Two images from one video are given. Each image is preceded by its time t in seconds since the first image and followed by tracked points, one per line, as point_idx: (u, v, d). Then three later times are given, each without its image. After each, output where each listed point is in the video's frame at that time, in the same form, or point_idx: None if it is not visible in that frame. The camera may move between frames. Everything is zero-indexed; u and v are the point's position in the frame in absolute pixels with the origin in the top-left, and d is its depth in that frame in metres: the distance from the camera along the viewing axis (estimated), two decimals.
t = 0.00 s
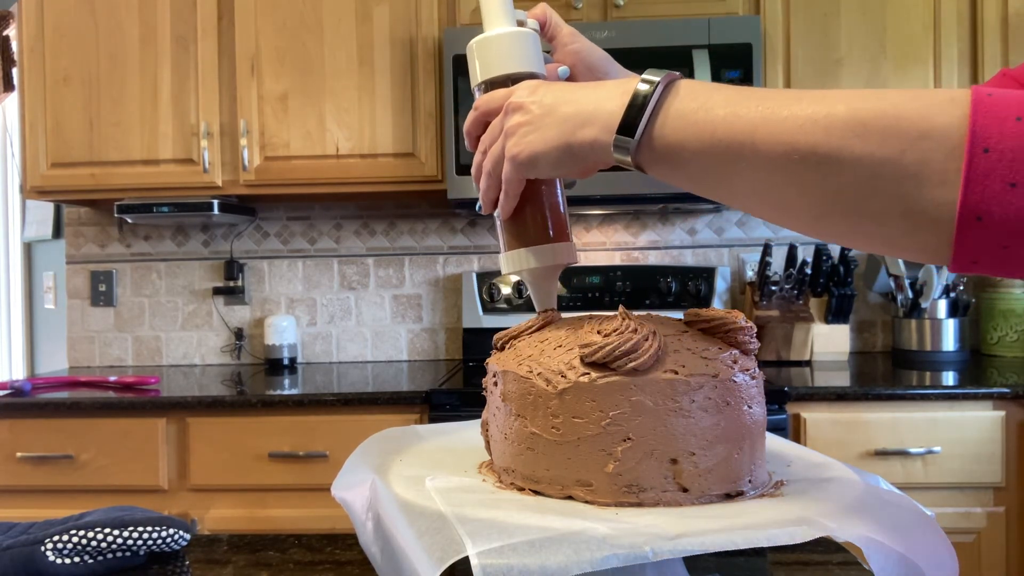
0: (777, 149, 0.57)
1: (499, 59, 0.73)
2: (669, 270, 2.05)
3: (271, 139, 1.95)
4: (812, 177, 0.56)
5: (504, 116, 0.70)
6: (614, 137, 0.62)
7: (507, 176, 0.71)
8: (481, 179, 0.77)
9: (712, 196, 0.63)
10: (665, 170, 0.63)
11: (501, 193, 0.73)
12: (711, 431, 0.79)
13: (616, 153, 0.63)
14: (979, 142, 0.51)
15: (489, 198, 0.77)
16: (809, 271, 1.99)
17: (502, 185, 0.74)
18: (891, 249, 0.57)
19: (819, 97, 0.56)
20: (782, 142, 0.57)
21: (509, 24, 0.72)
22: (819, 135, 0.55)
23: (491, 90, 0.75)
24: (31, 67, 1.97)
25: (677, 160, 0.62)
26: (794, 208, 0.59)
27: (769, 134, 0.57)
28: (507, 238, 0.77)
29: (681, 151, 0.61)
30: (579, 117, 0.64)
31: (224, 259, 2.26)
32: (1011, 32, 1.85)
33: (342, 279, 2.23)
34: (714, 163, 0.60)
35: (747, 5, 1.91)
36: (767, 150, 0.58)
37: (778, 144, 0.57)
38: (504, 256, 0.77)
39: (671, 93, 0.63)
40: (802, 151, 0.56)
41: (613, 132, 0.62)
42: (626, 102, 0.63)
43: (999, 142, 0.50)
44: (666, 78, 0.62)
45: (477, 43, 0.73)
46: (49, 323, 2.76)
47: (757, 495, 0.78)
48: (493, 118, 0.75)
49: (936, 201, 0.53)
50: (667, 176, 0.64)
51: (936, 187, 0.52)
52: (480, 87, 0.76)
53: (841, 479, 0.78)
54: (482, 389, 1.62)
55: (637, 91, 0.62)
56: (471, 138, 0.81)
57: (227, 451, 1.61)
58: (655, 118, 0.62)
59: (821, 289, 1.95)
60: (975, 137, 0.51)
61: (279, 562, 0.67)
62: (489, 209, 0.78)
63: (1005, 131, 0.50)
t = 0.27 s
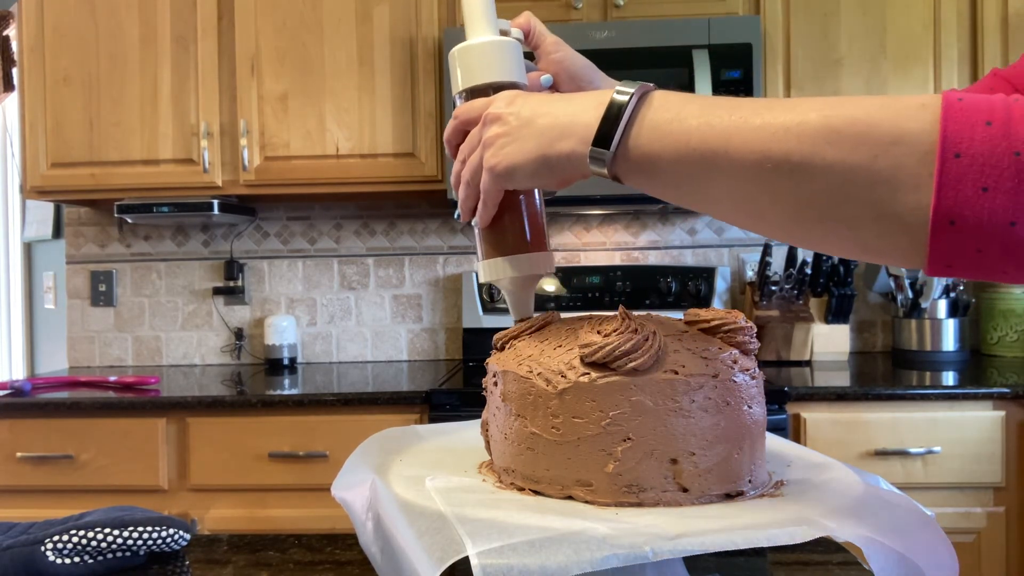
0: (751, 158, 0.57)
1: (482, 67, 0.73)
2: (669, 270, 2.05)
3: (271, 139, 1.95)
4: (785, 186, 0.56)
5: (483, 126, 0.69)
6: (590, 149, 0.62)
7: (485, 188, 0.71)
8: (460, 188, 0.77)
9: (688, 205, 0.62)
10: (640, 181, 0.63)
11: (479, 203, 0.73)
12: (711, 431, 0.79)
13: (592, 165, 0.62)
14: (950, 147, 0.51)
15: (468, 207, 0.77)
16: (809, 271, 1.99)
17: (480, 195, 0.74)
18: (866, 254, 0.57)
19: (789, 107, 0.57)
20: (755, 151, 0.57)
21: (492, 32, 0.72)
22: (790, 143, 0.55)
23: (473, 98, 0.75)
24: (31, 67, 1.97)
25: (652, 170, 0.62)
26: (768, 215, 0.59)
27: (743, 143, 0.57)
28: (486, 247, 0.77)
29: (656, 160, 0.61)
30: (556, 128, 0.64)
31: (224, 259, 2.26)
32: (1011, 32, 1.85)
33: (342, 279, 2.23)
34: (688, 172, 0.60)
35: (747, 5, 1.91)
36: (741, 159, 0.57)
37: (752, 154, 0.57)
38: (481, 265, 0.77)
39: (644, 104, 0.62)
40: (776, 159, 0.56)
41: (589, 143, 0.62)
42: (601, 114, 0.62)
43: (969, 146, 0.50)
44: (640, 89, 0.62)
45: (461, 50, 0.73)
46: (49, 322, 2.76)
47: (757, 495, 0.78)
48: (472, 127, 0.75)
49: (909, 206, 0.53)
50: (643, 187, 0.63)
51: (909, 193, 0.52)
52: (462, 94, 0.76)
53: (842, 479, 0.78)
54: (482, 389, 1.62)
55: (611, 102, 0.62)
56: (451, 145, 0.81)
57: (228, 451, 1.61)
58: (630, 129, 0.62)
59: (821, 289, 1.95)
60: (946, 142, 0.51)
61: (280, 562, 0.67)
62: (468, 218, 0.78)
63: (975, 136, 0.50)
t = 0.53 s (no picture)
0: (748, 164, 0.57)
1: (467, 68, 0.73)
2: (669, 270, 2.04)
3: (271, 139, 1.95)
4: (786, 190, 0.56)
5: (467, 131, 0.69)
6: (580, 155, 0.62)
7: (469, 193, 0.70)
8: (443, 192, 0.76)
9: (685, 210, 0.62)
10: (635, 186, 0.63)
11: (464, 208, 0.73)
12: (711, 431, 0.79)
13: (583, 171, 0.62)
14: (956, 150, 0.51)
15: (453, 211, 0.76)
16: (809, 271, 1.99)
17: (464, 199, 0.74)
18: (865, 258, 0.57)
19: (789, 109, 0.57)
20: (752, 158, 0.57)
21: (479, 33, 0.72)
22: (790, 146, 0.55)
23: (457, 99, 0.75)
24: (31, 67, 1.97)
25: (647, 175, 0.61)
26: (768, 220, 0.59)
27: (741, 147, 0.57)
28: (470, 253, 0.77)
29: (651, 165, 0.61)
30: (545, 133, 0.64)
31: (224, 259, 2.26)
32: (1011, 32, 1.85)
33: (342, 279, 2.23)
34: (685, 178, 0.60)
35: (747, 5, 1.91)
36: (738, 166, 0.57)
37: (749, 159, 0.57)
38: (462, 271, 0.78)
39: (637, 108, 0.62)
40: (774, 164, 0.56)
41: (580, 149, 0.62)
42: (592, 119, 0.62)
43: (976, 149, 0.50)
44: (630, 93, 0.61)
45: (445, 50, 0.73)
46: (49, 322, 2.76)
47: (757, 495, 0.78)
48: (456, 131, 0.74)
49: (917, 208, 0.52)
50: (638, 193, 0.63)
51: (915, 197, 0.52)
52: (446, 95, 0.76)
53: (842, 479, 0.78)
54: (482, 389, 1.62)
55: (602, 107, 0.61)
56: (434, 148, 0.80)
57: (227, 451, 1.61)
58: (623, 134, 0.61)
59: (821, 290, 1.95)
60: (952, 144, 0.51)
61: (280, 562, 0.67)
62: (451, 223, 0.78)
63: (981, 139, 0.50)
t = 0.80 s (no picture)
0: (777, 148, 0.57)
1: (476, 48, 0.73)
2: (670, 270, 2.04)
3: (271, 139, 1.95)
4: (814, 177, 0.56)
5: (482, 107, 0.69)
6: (603, 132, 0.62)
7: (484, 172, 0.70)
8: (457, 173, 0.76)
9: (708, 195, 0.62)
10: (657, 168, 0.63)
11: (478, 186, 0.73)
12: (711, 431, 0.79)
13: (604, 150, 0.63)
14: (991, 146, 0.50)
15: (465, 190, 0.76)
16: (809, 271, 1.99)
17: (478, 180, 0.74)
18: (892, 254, 0.57)
19: (818, 96, 0.56)
20: (782, 142, 0.56)
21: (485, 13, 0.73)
22: (822, 135, 0.55)
23: (467, 81, 0.76)
24: (31, 67, 1.97)
25: (669, 157, 0.61)
26: (792, 207, 0.58)
27: (771, 130, 0.57)
28: (483, 233, 0.77)
29: (674, 148, 0.61)
30: (566, 110, 0.64)
31: (224, 259, 2.26)
32: (1011, 32, 1.85)
33: (342, 279, 2.23)
34: (710, 160, 0.60)
35: (747, 5, 1.91)
36: (766, 150, 0.57)
37: (778, 144, 0.57)
38: (477, 256, 0.78)
39: (664, 86, 0.62)
40: (804, 150, 0.56)
41: (602, 126, 0.62)
42: (615, 95, 0.62)
43: (1012, 146, 0.50)
44: (658, 71, 0.61)
45: (452, 32, 0.74)
46: (50, 323, 2.76)
47: (757, 495, 0.78)
48: (469, 110, 0.75)
49: (946, 206, 0.52)
50: (659, 175, 0.63)
51: (945, 193, 0.52)
52: (456, 78, 0.76)
53: (841, 479, 0.78)
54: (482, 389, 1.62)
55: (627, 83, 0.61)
56: (444, 129, 0.81)
57: (227, 451, 1.61)
58: (648, 113, 0.61)
59: (821, 289, 1.95)
60: (987, 141, 0.51)
61: (279, 562, 0.67)
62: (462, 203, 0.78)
63: (1017, 136, 0.50)
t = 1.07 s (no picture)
0: (779, 148, 0.57)
1: (489, 44, 0.73)
2: (670, 269, 2.05)
3: (271, 139, 1.95)
4: (814, 177, 0.56)
5: (497, 103, 0.69)
6: (611, 130, 0.62)
7: (498, 167, 0.71)
8: (472, 168, 0.77)
9: (713, 192, 0.63)
10: (662, 166, 0.63)
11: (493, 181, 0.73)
12: (711, 431, 0.79)
13: (612, 147, 0.63)
14: (987, 148, 0.50)
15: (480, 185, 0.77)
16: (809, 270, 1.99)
17: (492, 175, 0.75)
18: (890, 255, 0.57)
19: (822, 96, 0.56)
20: (783, 143, 0.56)
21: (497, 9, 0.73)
22: (822, 136, 0.55)
23: (481, 77, 0.76)
24: (31, 68, 1.97)
25: (674, 155, 0.62)
26: (794, 207, 0.58)
27: (775, 130, 0.57)
28: (498, 227, 0.78)
29: (679, 147, 0.61)
30: (577, 108, 0.64)
31: (224, 259, 2.26)
32: (1011, 32, 1.85)
33: (342, 279, 2.23)
34: (714, 158, 0.60)
35: (747, 5, 1.91)
36: (769, 150, 0.57)
37: (780, 145, 0.56)
38: (495, 248, 0.77)
39: (671, 85, 0.62)
40: (805, 151, 0.56)
41: (610, 124, 0.62)
42: (624, 94, 0.62)
43: (1008, 148, 0.50)
44: (666, 69, 0.61)
45: (465, 29, 0.74)
46: (50, 323, 2.76)
47: (757, 495, 0.78)
48: (485, 105, 0.75)
49: (941, 207, 0.52)
50: (664, 172, 0.64)
51: (942, 193, 0.52)
52: (470, 74, 0.76)
53: (841, 479, 0.78)
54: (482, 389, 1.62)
55: (636, 81, 0.62)
56: (458, 124, 0.81)
57: (227, 451, 1.61)
58: (654, 112, 0.61)
59: (821, 290, 1.95)
60: (983, 142, 0.50)
61: (279, 562, 0.67)
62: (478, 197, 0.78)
63: (1014, 138, 0.50)
